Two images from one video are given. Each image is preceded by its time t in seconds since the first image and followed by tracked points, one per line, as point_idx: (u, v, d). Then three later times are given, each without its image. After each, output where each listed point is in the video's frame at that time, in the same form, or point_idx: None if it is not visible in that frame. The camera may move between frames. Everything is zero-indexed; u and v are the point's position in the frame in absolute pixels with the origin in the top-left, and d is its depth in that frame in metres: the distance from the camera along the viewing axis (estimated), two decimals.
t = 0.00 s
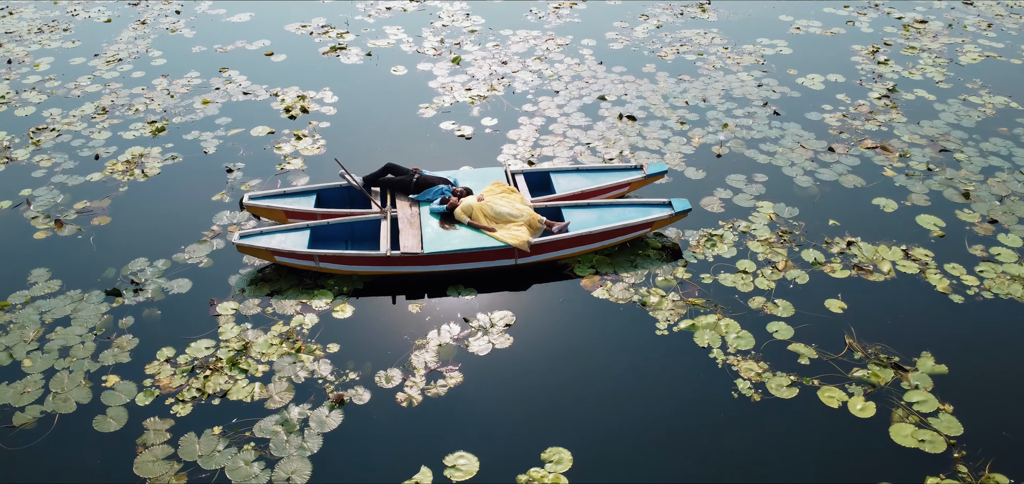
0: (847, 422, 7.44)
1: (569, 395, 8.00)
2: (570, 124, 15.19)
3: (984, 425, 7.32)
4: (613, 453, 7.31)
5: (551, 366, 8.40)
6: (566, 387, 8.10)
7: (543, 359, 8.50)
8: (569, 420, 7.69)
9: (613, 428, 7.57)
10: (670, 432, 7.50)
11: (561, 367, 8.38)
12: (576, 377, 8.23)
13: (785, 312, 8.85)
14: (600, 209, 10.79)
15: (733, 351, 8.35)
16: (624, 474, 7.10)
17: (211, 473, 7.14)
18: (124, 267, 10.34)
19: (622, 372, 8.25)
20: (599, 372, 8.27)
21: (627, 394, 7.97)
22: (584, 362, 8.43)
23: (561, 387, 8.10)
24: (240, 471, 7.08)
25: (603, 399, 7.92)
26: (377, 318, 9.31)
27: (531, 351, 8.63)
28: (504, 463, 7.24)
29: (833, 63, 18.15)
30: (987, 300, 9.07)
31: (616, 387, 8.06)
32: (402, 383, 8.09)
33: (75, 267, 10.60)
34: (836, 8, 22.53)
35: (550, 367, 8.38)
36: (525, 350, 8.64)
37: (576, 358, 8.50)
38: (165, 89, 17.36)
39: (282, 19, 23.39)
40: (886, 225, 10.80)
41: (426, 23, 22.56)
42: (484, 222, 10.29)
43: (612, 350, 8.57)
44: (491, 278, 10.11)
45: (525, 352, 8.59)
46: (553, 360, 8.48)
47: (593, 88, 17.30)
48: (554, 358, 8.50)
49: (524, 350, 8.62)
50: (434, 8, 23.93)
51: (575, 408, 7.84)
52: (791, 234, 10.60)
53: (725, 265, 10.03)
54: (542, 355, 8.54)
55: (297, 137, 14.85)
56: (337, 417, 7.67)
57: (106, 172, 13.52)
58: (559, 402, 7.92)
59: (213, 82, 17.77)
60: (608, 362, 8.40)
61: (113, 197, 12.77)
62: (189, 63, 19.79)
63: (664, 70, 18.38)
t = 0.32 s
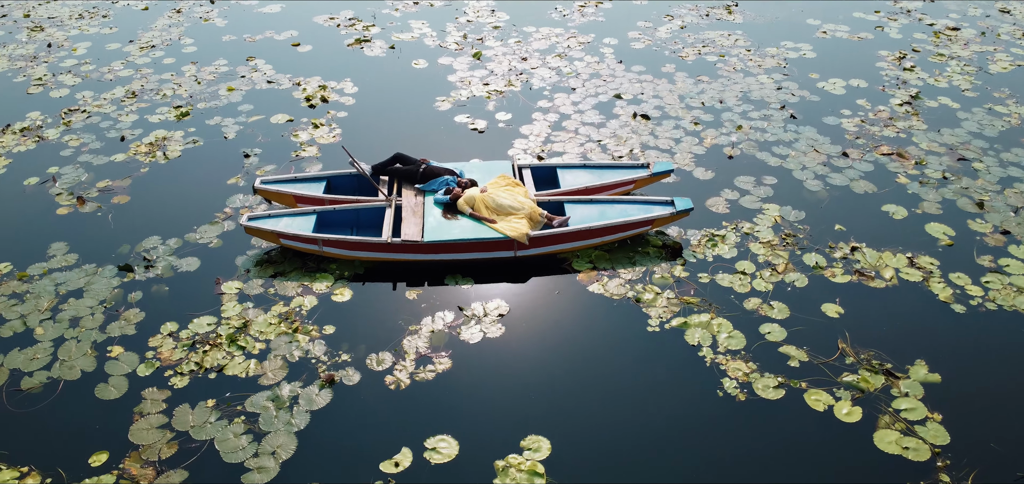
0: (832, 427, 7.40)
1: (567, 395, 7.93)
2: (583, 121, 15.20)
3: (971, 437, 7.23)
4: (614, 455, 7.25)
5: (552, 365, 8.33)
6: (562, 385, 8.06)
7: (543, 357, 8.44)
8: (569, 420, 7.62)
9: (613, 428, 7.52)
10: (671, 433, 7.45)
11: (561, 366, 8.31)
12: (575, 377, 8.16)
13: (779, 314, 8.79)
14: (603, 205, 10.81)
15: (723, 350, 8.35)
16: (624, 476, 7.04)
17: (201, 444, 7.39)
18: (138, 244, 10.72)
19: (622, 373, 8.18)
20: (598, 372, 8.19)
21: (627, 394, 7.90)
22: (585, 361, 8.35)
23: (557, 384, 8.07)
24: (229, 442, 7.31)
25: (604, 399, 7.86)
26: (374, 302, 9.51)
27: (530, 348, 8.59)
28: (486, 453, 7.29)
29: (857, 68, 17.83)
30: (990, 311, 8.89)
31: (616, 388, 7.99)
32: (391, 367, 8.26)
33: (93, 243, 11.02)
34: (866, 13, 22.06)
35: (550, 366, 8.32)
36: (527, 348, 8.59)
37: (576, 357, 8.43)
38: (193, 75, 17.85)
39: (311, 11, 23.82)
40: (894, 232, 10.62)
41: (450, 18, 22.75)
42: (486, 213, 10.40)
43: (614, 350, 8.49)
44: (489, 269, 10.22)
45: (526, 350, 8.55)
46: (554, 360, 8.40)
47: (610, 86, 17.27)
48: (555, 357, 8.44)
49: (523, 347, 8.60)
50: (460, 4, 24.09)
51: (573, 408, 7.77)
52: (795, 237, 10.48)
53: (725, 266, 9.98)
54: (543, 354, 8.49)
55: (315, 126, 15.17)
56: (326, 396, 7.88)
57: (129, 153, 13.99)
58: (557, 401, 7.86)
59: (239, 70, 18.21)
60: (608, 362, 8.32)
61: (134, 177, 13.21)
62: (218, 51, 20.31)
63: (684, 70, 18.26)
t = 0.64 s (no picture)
0: (817, 430, 7.39)
1: (570, 395, 7.93)
2: (594, 119, 15.23)
3: (958, 446, 7.19)
4: (615, 455, 7.24)
5: (556, 365, 8.32)
6: (564, 384, 8.06)
7: (548, 357, 8.44)
8: (571, 421, 7.62)
9: (616, 429, 7.52)
10: (671, 433, 7.45)
11: (566, 366, 8.29)
12: (579, 376, 8.15)
13: (773, 316, 8.77)
14: (605, 202, 10.85)
15: (713, 349, 8.36)
16: (623, 477, 7.04)
17: (194, 418, 7.64)
18: (152, 226, 11.07)
19: (626, 373, 8.16)
20: (602, 374, 8.16)
21: (629, 395, 7.88)
22: (590, 362, 8.33)
23: (559, 384, 8.06)
24: (221, 418, 7.54)
25: (609, 399, 7.84)
26: (372, 290, 9.70)
27: (534, 346, 8.60)
28: (468, 439, 7.42)
29: (878, 74, 17.54)
30: (990, 321, 8.77)
31: (619, 388, 7.97)
32: (383, 353, 8.42)
33: (110, 224, 11.41)
34: (892, 19, 21.68)
35: (555, 366, 8.31)
36: (532, 347, 8.59)
37: (582, 358, 8.40)
38: (217, 65, 18.28)
39: (336, 6, 24.17)
40: (899, 239, 10.50)
41: (472, 15, 22.90)
42: (488, 206, 10.51)
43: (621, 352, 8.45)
44: (489, 262, 10.35)
45: (530, 349, 8.55)
46: (559, 360, 8.39)
47: (624, 86, 17.24)
48: (559, 357, 8.44)
49: (527, 346, 8.61)
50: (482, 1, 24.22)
51: (576, 408, 7.76)
52: (796, 240, 10.41)
53: (723, 266, 9.97)
54: (547, 353, 8.49)
55: (330, 117, 15.45)
56: (318, 378, 8.07)
57: (150, 138, 14.41)
58: (559, 400, 7.85)
59: (262, 61, 18.60)
60: (614, 364, 8.29)
61: (153, 162, 13.61)
62: (243, 43, 20.75)
63: (700, 72, 18.16)
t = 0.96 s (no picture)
0: (797, 437, 7.39)
1: (581, 406, 7.83)
2: (607, 121, 15.29)
3: (941, 460, 7.14)
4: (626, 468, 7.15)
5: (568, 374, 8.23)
6: (575, 394, 7.98)
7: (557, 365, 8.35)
8: (583, 434, 7.51)
9: (630, 442, 7.41)
10: (679, 446, 7.35)
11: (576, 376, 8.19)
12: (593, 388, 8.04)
13: (765, 321, 8.76)
14: (607, 203, 10.92)
15: (700, 351, 8.40)
16: None
17: (190, 394, 7.95)
18: (168, 210, 11.48)
19: (636, 385, 8.05)
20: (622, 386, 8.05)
21: (644, 408, 7.77)
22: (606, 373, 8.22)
23: (568, 393, 7.99)
24: (214, 395, 7.83)
25: (622, 411, 7.74)
26: (371, 279, 9.94)
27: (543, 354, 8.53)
28: (448, 426, 7.59)
29: (900, 85, 17.26)
30: (987, 337, 8.66)
31: (629, 401, 7.86)
32: (375, 340, 8.63)
33: (128, 207, 11.87)
34: (920, 30, 21.30)
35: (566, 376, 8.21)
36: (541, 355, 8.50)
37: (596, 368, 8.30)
38: (244, 58, 18.79)
39: (364, 4, 24.61)
40: (903, 251, 10.39)
41: (496, 16, 23.11)
42: (490, 203, 10.65)
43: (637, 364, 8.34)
44: (488, 257, 10.51)
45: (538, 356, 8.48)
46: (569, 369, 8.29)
47: (640, 90, 17.25)
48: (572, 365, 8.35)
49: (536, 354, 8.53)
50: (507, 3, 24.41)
51: (587, 420, 7.66)
52: (797, 248, 10.35)
53: (720, 270, 9.97)
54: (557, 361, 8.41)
55: (348, 112, 15.82)
56: (310, 362, 8.31)
57: (174, 127, 14.90)
58: (571, 411, 7.77)
59: (287, 56, 19.06)
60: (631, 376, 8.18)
61: (175, 149, 14.08)
62: (271, 38, 21.28)
63: (718, 78, 18.09)
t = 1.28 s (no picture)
0: (776, 447, 7.41)
1: (586, 411, 7.87)
2: (618, 130, 15.39)
3: (920, 477, 7.09)
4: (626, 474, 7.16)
5: (575, 379, 8.28)
6: (580, 398, 8.02)
7: (563, 370, 8.41)
8: (587, 439, 7.54)
9: (632, 450, 7.42)
10: (676, 456, 7.35)
11: (583, 382, 8.23)
12: (599, 394, 8.07)
13: (755, 331, 8.78)
14: (607, 208, 11.01)
15: (686, 358, 8.45)
16: None
17: (186, 376, 8.27)
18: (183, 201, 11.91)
19: (642, 393, 8.06)
20: (630, 393, 8.07)
21: (648, 416, 7.79)
22: (615, 380, 8.25)
23: (573, 398, 8.03)
24: (209, 378, 8.15)
25: (626, 419, 7.76)
26: (371, 274, 10.20)
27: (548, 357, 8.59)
28: (429, 419, 7.77)
29: (921, 102, 17.01)
30: (981, 357, 8.54)
31: (636, 409, 7.87)
32: (368, 332, 8.86)
33: (147, 196, 12.34)
34: (947, 48, 20.97)
35: (572, 381, 8.25)
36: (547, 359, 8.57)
37: (604, 375, 8.33)
38: (270, 58, 19.34)
39: (392, 10, 25.10)
40: (904, 267, 10.28)
41: (519, 24, 23.38)
42: (491, 204, 10.81)
43: (645, 372, 8.35)
44: (487, 257, 10.70)
45: (542, 360, 8.55)
46: (575, 374, 8.33)
47: (655, 100, 17.30)
48: (579, 371, 8.39)
49: (541, 358, 8.58)
50: (531, 11, 24.67)
51: (591, 426, 7.70)
52: (795, 260, 10.32)
53: (715, 279, 9.98)
54: (563, 365, 8.46)
55: (365, 113, 16.24)
56: (303, 350, 8.58)
57: (197, 122, 15.42)
58: (577, 416, 7.82)
59: (311, 57, 19.56)
60: (639, 383, 8.19)
61: (196, 144, 14.57)
62: (298, 40, 21.85)
63: (735, 90, 18.05)
